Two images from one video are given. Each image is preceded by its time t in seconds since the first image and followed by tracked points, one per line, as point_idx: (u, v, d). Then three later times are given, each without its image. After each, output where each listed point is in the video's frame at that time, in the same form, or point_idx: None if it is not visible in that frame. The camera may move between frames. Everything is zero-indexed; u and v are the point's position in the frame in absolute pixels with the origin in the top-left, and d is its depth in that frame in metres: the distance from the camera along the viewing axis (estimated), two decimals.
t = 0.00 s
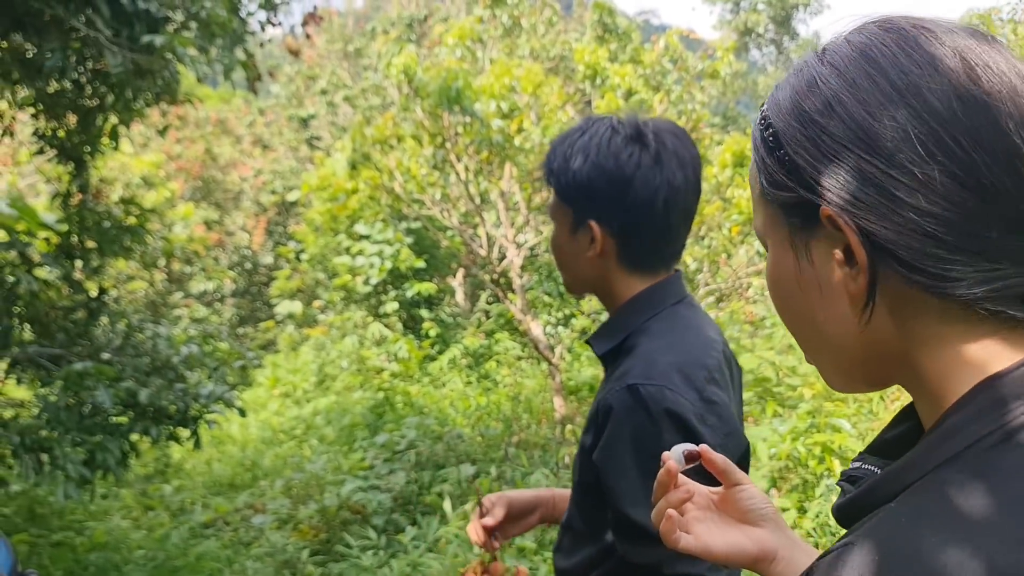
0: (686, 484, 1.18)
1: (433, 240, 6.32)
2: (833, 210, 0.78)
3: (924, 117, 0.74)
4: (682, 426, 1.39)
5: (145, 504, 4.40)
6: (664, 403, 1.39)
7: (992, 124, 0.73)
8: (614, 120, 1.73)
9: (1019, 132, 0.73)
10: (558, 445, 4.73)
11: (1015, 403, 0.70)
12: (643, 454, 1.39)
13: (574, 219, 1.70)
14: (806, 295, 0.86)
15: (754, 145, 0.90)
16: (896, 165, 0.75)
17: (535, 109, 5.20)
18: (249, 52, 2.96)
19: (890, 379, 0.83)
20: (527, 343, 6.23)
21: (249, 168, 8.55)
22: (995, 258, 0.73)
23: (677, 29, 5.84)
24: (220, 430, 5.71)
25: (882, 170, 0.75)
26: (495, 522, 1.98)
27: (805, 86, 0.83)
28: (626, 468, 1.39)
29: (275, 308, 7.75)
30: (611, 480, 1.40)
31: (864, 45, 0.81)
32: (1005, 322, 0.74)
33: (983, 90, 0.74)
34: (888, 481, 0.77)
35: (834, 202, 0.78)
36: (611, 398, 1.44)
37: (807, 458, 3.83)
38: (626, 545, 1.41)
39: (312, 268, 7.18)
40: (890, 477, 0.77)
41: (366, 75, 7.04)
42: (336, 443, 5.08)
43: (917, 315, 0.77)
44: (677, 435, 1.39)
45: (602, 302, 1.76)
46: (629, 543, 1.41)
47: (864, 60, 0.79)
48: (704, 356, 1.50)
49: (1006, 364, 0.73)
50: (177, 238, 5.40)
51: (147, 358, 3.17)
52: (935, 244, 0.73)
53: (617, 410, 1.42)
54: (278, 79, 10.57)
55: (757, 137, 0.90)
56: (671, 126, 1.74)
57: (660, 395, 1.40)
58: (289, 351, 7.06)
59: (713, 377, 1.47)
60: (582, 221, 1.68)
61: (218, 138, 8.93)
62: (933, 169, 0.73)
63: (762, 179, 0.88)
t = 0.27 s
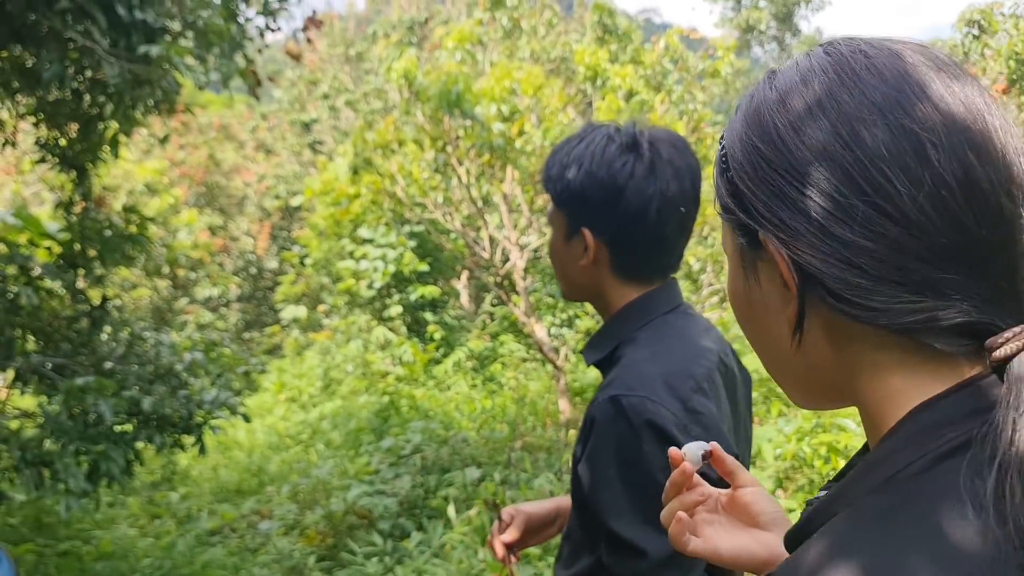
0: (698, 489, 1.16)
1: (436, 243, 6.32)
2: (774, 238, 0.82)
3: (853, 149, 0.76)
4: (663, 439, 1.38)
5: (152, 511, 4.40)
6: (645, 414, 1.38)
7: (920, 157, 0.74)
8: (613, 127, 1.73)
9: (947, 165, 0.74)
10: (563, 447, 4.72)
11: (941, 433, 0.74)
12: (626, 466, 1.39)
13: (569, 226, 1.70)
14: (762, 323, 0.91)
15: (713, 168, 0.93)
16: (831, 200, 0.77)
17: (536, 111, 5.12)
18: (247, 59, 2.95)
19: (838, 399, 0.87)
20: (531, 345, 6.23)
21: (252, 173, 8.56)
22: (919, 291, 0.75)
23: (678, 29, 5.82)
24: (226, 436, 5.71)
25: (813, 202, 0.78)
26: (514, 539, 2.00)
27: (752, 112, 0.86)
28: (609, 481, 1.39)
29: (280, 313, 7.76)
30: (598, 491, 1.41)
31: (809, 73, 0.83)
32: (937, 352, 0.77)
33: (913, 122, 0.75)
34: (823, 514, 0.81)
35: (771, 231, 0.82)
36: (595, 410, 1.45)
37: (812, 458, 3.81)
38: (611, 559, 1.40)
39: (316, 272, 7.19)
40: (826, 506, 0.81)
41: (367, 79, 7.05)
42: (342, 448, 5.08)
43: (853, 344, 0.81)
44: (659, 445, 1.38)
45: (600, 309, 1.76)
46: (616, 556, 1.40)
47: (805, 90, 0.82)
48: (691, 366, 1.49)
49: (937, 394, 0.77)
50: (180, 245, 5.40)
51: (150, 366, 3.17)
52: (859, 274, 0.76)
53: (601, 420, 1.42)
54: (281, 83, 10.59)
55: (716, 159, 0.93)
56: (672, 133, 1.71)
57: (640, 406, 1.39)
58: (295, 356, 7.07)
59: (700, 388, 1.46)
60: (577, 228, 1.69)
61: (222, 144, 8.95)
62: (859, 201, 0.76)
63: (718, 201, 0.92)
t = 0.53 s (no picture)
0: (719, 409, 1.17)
1: (437, 246, 6.34)
2: (746, 222, 0.80)
3: (834, 138, 0.73)
4: (650, 441, 1.35)
5: (153, 515, 4.42)
6: (631, 417, 1.36)
7: (904, 150, 0.70)
8: (609, 126, 1.72)
9: (933, 160, 0.70)
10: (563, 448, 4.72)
11: (912, 435, 0.73)
12: (615, 469, 1.36)
13: (561, 226, 1.69)
14: (736, 317, 0.89)
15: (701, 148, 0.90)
16: (804, 188, 0.74)
17: (534, 113, 5.18)
18: (243, 63, 2.96)
19: (810, 399, 0.85)
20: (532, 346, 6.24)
21: (254, 177, 8.59)
22: (887, 293, 0.73)
23: (676, 30, 5.83)
24: (229, 438, 5.73)
25: (789, 191, 0.75)
26: (511, 535, 2.01)
27: (739, 92, 0.83)
28: (599, 485, 1.38)
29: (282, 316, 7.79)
30: (587, 495, 1.39)
31: (803, 55, 0.79)
32: (904, 358, 0.75)
33: (901, 113, 0.71)
34: (790, 516, 0.80)
35: (745, 217, 0.80)
36: (584, 412, 1.43)
37: (812, 457, 3.81)
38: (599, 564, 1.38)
39: (317, 275, 7.22)
40: (794, 508, 0.80)
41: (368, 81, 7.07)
42: (343, 450, 5.09)
43: (824, 342, 0.79)
44: (646, 449, 1.35)
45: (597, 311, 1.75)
46: (607, 562, 1.37)
47: (795, 73, 0.78)
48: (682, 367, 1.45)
49: (908, 394, 0.76)
50: (181, 249, 5.42)
51: (149, 367, 3.19)
52: (830, 270, 0.74)
53: (590, 422, 1.41)
54: (282, 87, 10.62)
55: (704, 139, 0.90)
56: (669, 133, 1.69)
57: (627, 407, 1.36)
58: (297, 358, 7.08)
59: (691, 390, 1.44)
60: (568, 228, 1.68)
61: (223, 147, 8.98)
62: (835, 193, 0.73)
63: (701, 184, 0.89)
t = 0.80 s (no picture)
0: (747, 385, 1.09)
1: (437, 248, 6.36)
2: (764, 221, 0.74)
3: (865, 142, 0.67)
4: (648, 447, 1.35)
5: (153, 517, 4.42)
6: (629, 423, 1.36)
7: (941, 162, 0.65)
8: (609, 129, 1.71)
9: (971, 175, 0.64)
10: (564, 451, 4.71)
11: (922, 454, 0.69)
12: (612, 476, 1.37)
13: (560, 230, 1.69)
14: (744, 316, 0.84)
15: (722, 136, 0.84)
16: (829, 193, 0.69)
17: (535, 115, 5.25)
18: (243, 68, 2.97)
19: (815, 407, 0.81)
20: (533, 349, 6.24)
21: (255, 179, 8.60)
22: (905, 311, 0.68)
23: (676, 32, 5.84)
24: (229, 440, 5.73)
25: (813, 195, 0.70)
26: (514, 536, 2.01)
27: (767, 82, 0.77)
28: (596, 492, 1.37)
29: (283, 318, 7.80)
30: (583, 501, 1.38)
31: (841, 49, 0.73)
32: (919, 378, 0.71)
33: (942, 120, 0.65)
34: (791, 528, 0.77)
35: (763, 217, 0.74)
36: (581, 417, 1.43)
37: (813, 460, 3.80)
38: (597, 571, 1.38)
39: (318, 277, 7.24)
40: (795, 520, 0.77)
41: (369, 84, 7.08)
42: (344, 452, 5.09)
43: (834, 352, 0.75)
44: (644, 456, 1.35)
45: (598, 313, 1.75)
46: (603, 569, 1.37)
47: (830, 67, 0.72)
48: (681, 373, 1.45)
49: (920, 410, 0.71)
50: (182, 252, 5.42)
51: (148, 369, 3.19)
52: (847, 281, 0.69)
53: (586, 428, 1.41)
54: (283, 89, 10.64)
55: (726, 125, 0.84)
56: (670, 137, 1.69)
57: (624, 414, 1.37)
58: (298, 360, 7.08)
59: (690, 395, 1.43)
60: (567, 232, 1.67)
61: (224, 150, 9.00)
62: (861, 201, 0.67)
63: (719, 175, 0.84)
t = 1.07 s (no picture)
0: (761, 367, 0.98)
1: (438, 249, 6.37)
2: (777, 214, 0.72)
3: (883, 132, 0.64)
4: (643, 445, 1.36)
5: (154, 517, 4.44)
6: (625, 420, 1.38)
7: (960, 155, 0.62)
8: (603, 131, 1.71)
9: (992, 170, 0.62)
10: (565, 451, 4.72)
11: (935, 456, 0.67)
12: (608, 476, 1.37)
13: (555, 232, 1.71)
14: (744, 313, 0.81)
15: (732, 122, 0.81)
16: (846, 186, 0.66)
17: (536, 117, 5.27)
18: (245, 71, 2.99)
19: (825, 402, 0.78)
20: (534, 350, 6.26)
21: (257, 180, 8.62)
22: (922, 309, 0.66)
23: (677, 34, 5.86)
24: (230, 441, 5.75)
25: (828, 187, 0.67)
26: (515, 536, 2.02)
27: (782, 69, 0.74)
28: (594, 491, 1.38)
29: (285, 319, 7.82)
30: (580, 499, 1.40)
31: (858, 33, 0.70)
32: (934, 378, 0.69)
33: (963, 111, 0.62)
34: (801, 532, 0.74)
35: (776, 210, 0.72)
36: (579, 415, 1.44)
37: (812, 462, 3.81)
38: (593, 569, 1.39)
39: (320, 279, 7.27)
40: (805, 523, 0.75)
41: (370, 85, 7.11)
42: (345, 452, 5.10)
43: (843, 352, 0.72)
44: (640, 455, 1.37)
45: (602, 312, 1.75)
46: (599, 568, 1.38)
47: (846, 52, 0.69)
48: (678, 372, 1.46)
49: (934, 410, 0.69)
50: (184, 253, 5.44)
51: (149, 370, 3.19)
52: (863, 278, 0.67)
53: (583, 425, 1.42)
54: (285, 92, 10.67)
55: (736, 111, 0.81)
56: (663, 136, 1.69)
57: (621, 412, 1.38)
58: (299, 361, 7.08)
59: (688, 395, 1.44)
60: (560, 233, 1.69)
61: (226, 151, 9.02)
62: (878, 195, 0.65)
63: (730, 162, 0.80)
